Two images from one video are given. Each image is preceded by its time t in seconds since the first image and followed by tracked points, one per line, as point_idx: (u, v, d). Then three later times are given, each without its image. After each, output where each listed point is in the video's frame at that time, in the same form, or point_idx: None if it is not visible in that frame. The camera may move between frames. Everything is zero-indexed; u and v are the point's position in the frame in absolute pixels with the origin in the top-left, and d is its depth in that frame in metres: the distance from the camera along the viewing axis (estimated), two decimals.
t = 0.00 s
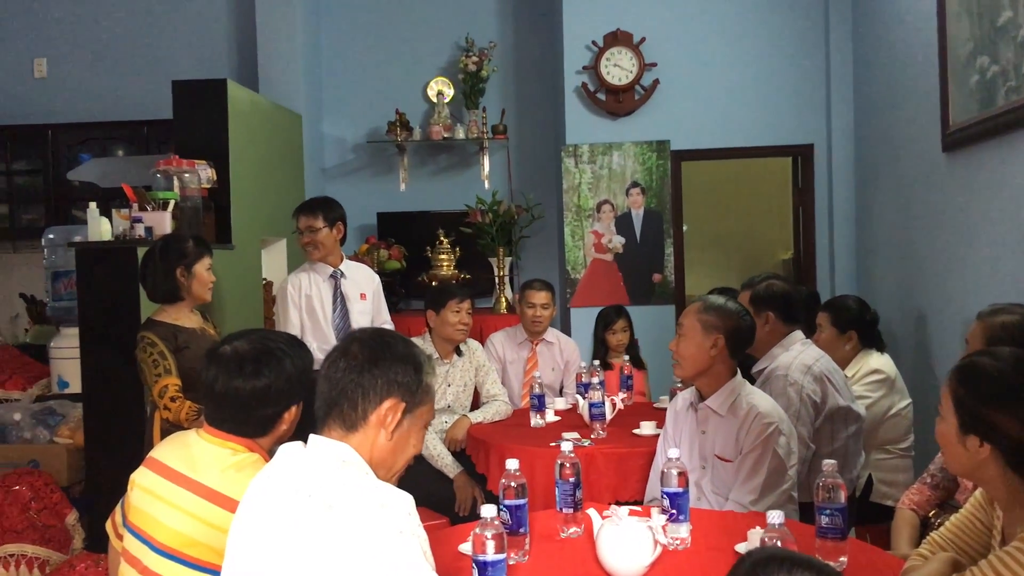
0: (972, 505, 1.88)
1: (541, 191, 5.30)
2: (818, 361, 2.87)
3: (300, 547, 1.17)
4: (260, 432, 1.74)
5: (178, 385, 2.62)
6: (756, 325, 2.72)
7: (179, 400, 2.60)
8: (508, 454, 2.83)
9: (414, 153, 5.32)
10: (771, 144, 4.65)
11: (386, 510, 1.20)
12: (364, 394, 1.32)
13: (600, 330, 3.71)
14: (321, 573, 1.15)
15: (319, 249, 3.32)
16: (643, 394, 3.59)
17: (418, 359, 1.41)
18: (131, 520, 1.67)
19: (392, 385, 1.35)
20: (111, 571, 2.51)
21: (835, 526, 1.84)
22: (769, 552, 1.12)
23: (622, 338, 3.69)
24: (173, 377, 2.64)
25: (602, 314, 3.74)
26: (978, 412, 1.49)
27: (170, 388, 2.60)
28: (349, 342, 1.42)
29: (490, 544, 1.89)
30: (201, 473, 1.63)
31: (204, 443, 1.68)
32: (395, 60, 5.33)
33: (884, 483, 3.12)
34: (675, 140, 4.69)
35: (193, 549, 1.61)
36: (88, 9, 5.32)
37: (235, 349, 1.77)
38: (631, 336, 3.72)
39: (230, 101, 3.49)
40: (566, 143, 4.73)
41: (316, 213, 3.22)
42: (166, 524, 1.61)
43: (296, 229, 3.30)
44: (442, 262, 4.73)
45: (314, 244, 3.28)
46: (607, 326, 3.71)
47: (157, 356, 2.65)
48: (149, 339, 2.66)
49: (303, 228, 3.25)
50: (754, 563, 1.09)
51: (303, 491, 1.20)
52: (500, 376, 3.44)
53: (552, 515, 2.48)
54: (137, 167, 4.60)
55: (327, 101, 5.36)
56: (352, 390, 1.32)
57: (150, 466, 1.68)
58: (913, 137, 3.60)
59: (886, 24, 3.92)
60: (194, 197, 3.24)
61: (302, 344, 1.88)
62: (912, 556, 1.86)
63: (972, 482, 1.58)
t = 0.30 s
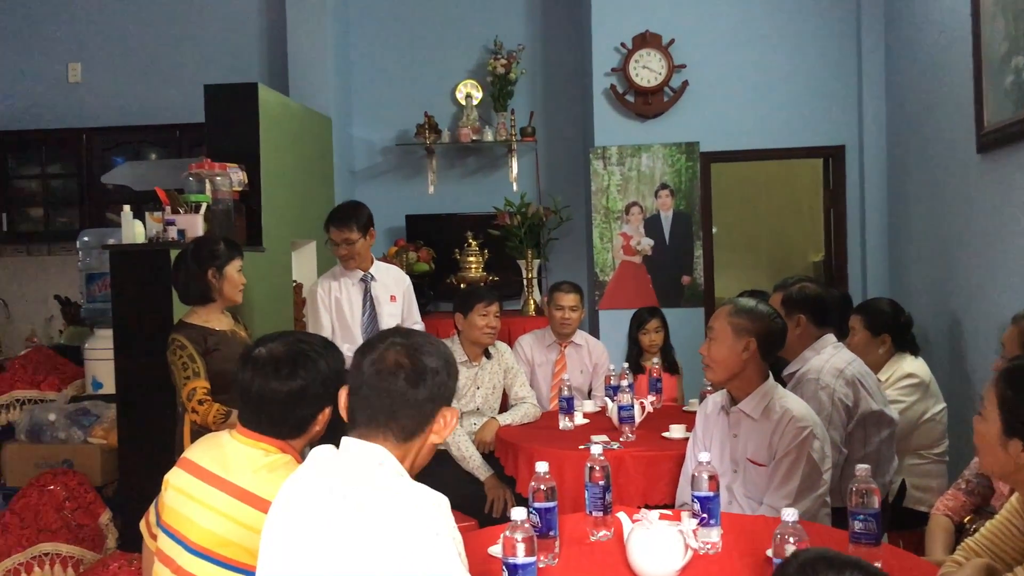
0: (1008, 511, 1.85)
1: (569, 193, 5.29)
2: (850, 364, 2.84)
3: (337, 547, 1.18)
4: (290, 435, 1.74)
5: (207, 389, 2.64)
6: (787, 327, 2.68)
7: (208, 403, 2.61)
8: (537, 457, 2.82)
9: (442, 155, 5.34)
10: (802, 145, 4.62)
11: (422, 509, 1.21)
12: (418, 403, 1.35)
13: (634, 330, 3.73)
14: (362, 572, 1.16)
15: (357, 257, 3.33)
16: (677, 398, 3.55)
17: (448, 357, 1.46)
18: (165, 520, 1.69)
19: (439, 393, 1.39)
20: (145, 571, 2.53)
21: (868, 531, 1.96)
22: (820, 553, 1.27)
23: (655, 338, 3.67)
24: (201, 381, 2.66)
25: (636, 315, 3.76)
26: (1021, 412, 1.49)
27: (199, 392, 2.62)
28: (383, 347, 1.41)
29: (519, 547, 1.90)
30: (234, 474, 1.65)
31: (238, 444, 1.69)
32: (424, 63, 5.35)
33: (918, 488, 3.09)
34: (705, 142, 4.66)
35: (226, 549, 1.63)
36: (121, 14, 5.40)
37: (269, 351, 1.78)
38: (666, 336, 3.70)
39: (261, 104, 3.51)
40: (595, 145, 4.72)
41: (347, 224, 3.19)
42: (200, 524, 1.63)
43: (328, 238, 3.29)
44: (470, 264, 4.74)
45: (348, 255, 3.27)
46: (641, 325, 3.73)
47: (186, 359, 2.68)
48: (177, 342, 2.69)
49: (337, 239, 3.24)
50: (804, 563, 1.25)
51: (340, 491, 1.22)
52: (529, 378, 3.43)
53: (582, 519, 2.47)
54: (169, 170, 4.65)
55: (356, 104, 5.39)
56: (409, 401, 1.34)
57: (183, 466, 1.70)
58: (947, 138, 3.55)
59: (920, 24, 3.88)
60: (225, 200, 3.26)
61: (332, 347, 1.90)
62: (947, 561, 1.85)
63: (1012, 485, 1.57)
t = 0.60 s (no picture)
0: None
1: (598, 194, 5.27)
2: (885, 367, 2.81)
3: (387, 547, 1.18)
4: (324, 435, 1.75)
5: (232, 391, 2.67)
6: (821, 331, 2.64)
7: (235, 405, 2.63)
8: (567, 459, 2.81)
9: (472, 156, 5.34)
10: (835, 145, 4.58)
11: (473, 505, 1.24)
12: (447, 401, 1.40)
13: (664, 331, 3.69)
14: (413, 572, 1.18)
15: (393, 263, 3.32)
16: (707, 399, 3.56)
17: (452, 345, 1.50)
18: (200, 519, 1.70)
19: (459, 386, 1.44)
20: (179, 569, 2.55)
21: (905, 537, 1.96)
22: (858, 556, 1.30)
23: (686, 339, 3.65)
24: (228, 381, 2.69)
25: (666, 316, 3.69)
26: None
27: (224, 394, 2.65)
28: (399, 346, 1.40)
29: (551, 550, 1.89)
30: (268, 474, 1.66)
31: (272, 444, 1.70)
32: (454, 64, 5.36)
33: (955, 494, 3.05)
34: (736, 142, 4.63)
35: (260, 548, 1.64)
36: (154, 18, 5.46)
37: (303, 351, 1.79)
38: (697, 337, 3.68)
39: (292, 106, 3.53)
40: (625, 146, 4.70)
41: (385, 228, 3.20)
42: (234, 524, 1.64)
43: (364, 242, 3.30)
44: (500, 265, 4.75)
45: (384, 259, 3.28)
46: (671, 326, 3.67)
47: (214, 361, 2.71)
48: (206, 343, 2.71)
49: (374, 243, 3.25)
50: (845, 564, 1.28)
51: (385, 491, 1.22)
52: (558, 380, 3.43)
53: (613, 521, 2.46)
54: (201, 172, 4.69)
55: (386, 106, 5.41)
56: (441, 400, 1.39)
57: (218, 466, 1.71)
58: (984, 137, 3.49)
59: (957, 22, 3.83)
60: (258, 202, 3.29)
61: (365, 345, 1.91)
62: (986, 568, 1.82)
63: None
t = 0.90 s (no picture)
0: None
1: (627, 194, 5.25)
2: (920, 368, 2.78)
3: (418, 550, 1.19)
4: (356, 435, 1.74)
5: (259, 389, 2.67)
6: (858, 332, 2.60)
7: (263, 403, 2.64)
8: (595, 459, 2.80)
9: (500, 156, 5.34)
10: (868, 144, 4.53)
11: (505, 508, 1.23)
12: (472, 399, 1.38)
13: (694, 330, 3.69)
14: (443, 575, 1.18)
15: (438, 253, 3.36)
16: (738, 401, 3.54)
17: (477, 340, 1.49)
18: (233, 517, 1.71)
19: (485, 383, 1.43)
20: (213, 567, 2.58)
21: (942, 541, 1.93)
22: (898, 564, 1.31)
23: (715, 339, 3.64)
24: (256, 380, 2.70)
25: (699, 316, 3.72)
26: None
27: (250, 391, 2.65)
28: (423, 345, 1.40)
29: (584, 551, 1.88)
30: (299, 473, 1.67)
31: (305, 443, 1.71)
32: (483, 64, 5.36)
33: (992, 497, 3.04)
34: (766, 141, 4.60)
35: (292, 547, 1.65)
36: (184, 19, 5.51)
37: (335, 351, 1.78)
38: (727, 338, 3.65)
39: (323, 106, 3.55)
40: (653, 145, 4.68)
41: (430, 215, 3.24)
42: (267, 522, 1.65)
43: (406, 233, 3.32)
44: (528, 265, 4.75)
45: (432, 248, 3.31)
46: (702, 326, 3.69)
47: (243, 358, 2.72)
48: (236, 340, 2.72)
49: (419, 233, 3.27)
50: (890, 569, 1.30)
51: (416, 494, 1.22)
52: (587, 380, 3.42)
53: (643, 523, 2.45)
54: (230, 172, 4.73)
55: (414, 107, 5.43)
56: (466, 398, 1.38)
57: (251, 465, 1.72)
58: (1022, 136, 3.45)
59: (994, 20, 3.78)
60: (288, 202, 3.31)
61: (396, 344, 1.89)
62: None
63: None
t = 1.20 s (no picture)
0: None
1: (649, 192, 5.23)
2: (948, 368, 2.76)
3: (440, 551, 1.19)
4: (382, 433, 1.74)
5: (284, 385, 2.68)
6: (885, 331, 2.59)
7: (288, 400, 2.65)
8: (618, 459, 2.80)
9: (522, 155, 5.34)
10: (893, 142, 4.50)
11: (526, 511, 1.22)
12: (501, 402, 1.38)
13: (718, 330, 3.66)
14: None
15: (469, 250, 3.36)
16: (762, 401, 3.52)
17: (511, 340, 1.47)
18: (259, 515, 1.72)
19: (516, 386, 1.42)
20: (240, 564, 2.59)
21: (972, 542, 1.92)
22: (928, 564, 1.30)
23: (739, 339, 3.62)
24: (281, 376, 2.71)
25: (723, 314, 3.69)
26: None
27: (275, 388, 2.67)
28: (452, 347, 1.40)
29: (610, 551, 1.87)
30: (326, 471, 1.67)
31: (330, 442, 1.71)
32: (505, 62, 5.36)
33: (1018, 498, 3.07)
34: (790, 139, 4.57)
35: (318, 545, 1.66)
36: (206, 20, 5.55)
37: (361, 350, 1.78)
38: (752, 338, 3.64)
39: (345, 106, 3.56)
40: (676, 144, 4.66)
41: (464, 211, 3.24)
42: (293, 520, 1.67)
43: (438, 229, 3.31)
44: (550, 264, 4.74)
45: (465, 244, 3.30)
46: (725, 325, 3.65)
47: (269, 355, 2.73)
48: (262, 337, 2.74)
49: (452, 230, 3.28)
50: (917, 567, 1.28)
51: (439, 495, 1.23)
52: (610, 379, 3.41)
53: (669, 523, 2.44)
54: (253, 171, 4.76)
55: (436, 106, 5.43)
56: (493, 401, 1.37)
57: (277, 463, 1.73)
58: None
59: None
60: (311, 201, 3.32)
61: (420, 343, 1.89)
62: None
63: None
